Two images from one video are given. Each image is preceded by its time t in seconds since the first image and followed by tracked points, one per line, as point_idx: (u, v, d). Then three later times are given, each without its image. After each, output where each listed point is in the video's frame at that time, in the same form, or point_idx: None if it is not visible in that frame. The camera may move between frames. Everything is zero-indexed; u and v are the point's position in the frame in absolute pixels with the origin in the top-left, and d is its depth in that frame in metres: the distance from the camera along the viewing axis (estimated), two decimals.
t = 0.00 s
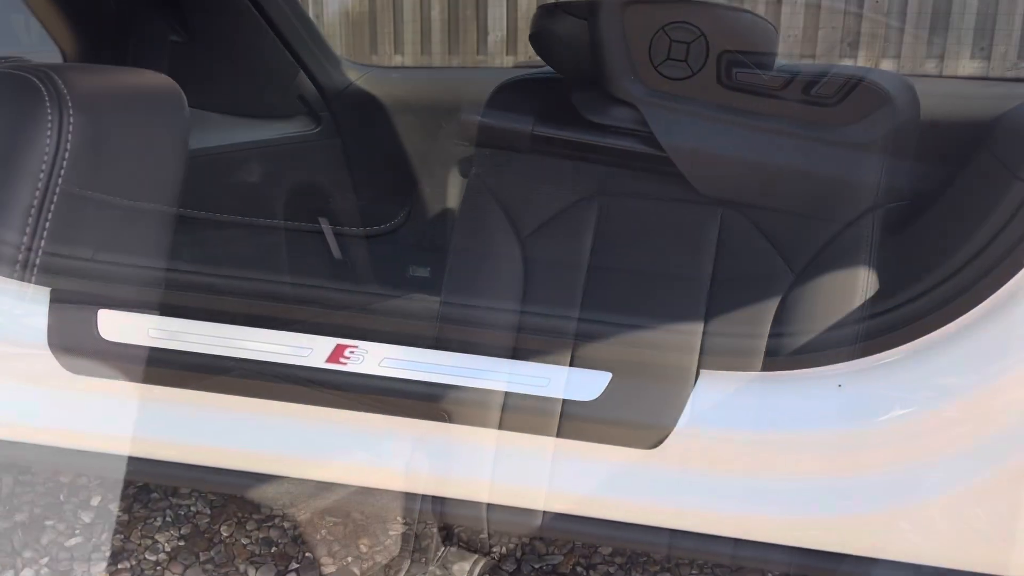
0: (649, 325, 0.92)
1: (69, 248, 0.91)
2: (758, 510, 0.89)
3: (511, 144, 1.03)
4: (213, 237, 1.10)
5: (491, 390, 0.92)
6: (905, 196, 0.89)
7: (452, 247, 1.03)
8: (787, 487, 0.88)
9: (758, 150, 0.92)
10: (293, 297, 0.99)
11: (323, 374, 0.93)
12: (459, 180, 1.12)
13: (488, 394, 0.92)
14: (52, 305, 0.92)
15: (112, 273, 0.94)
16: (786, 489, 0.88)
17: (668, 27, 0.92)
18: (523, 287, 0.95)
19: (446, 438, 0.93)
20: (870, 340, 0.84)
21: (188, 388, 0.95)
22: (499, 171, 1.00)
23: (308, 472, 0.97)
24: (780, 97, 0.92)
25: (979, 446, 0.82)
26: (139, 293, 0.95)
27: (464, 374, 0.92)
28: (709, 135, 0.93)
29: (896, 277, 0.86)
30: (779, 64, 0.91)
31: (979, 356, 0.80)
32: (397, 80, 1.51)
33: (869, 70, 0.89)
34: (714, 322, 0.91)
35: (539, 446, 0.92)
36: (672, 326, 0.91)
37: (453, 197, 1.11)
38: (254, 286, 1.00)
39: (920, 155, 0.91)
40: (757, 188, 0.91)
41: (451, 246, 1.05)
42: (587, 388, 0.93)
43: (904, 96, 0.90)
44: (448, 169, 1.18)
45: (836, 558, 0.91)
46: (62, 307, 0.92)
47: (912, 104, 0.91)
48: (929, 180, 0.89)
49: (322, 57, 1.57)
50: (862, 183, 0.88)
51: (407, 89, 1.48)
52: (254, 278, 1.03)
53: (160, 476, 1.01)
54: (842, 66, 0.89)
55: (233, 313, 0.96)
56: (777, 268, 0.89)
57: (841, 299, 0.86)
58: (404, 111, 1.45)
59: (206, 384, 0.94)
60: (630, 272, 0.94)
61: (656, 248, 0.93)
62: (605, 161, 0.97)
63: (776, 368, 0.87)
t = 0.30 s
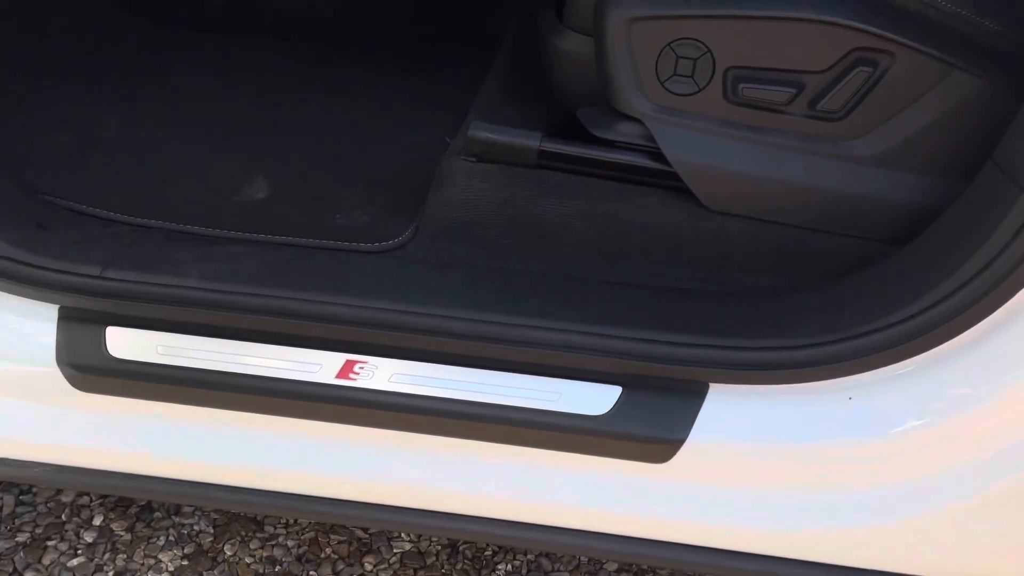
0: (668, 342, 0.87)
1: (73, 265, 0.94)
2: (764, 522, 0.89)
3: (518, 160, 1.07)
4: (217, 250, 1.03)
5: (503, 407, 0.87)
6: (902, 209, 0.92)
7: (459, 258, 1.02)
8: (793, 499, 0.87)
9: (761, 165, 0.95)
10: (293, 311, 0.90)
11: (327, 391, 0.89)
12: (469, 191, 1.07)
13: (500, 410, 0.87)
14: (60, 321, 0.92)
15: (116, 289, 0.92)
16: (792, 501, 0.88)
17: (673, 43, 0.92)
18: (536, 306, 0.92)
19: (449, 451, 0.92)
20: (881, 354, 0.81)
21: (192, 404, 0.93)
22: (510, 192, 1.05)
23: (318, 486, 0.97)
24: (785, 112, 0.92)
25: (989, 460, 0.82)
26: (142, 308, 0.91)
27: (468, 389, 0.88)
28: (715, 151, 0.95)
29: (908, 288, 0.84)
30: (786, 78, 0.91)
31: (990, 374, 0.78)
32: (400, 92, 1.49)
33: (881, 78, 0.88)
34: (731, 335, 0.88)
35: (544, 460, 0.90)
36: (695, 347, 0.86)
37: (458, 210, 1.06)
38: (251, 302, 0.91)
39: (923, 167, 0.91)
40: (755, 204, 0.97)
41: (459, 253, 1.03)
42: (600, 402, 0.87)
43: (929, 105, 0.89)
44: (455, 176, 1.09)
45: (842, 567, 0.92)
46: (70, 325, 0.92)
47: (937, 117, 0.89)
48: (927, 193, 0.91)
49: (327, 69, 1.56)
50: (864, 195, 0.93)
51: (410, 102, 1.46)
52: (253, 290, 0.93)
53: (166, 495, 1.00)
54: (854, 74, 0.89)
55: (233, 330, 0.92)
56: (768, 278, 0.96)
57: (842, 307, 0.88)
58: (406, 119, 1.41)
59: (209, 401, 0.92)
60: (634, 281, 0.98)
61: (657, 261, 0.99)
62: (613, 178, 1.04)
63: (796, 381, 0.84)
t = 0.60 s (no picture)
0: (672, 355, 0.87)
1: (69, 280, 0.94)
2: (769, 535, 0.89)
3: (520, 174, 1.09)
4: (218, 266, 1.02)
5: (506, 420, 0.87)
6: (902, 219, 0.93)
7: (459, 271, 1.01)
8: (799, 512, 0.87)
9: (761, 178, 0.95)
10: (295, 327, 0.90)
11: (328, 406, 0.89)
12: (471, 204, 1.08)
13: (502, 423, 0.87)
14: (57, 336, 0.92)
15: (116, 305, 0.92)
16: (797, 515, 0.87)
17: (673, 57, 0.93)
18: (540, 320, 0.91)
19: (451, 466, 0.91)
20: (886, 365, 0.80)
21: (193, 421, 0.92)
22: (512, 205, 1.07)
23: (320, 503, 0.96)
24: (785, 125, 0.93)
25: (994, 471, 0.82)
26: (142, 324, 0.91)
27: (471, 403, 0.88)
28: (715, 164, 0.96)
29: (912, 297, 0.84)
30: (786, 91, 0.91)
31: (996, 383, 0.78)
32: (399, 108, 1.50)
33: (881, 91, 0.89)
34: (736, 347, 0.88)
35: (547, 474, 0.90)
36: (699, 360, 0.86)
37: (459, 223, 1.07)
38: (252, 317, 0.90)
39: (922, 178, 0.92)
40: (757, 216, 0.98)
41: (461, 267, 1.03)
42: (603, 415, 0.87)
43: (929, 118, 0.89)
44: (457, 190, 1.10)
45: None
46: (68, 342, 0.92)
47: (938, 129, 0.89)
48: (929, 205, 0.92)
49: (325, 86, 1.57)
50: (862, 206, 0.94)
51: (408, 117, 1.47)
52: (255, 305, 0.92)
53: (164, 514, 0.99)
54: (854, 87, 0.89)
55: (234, 345, 0.92)
56: (771, 290, 0.96)
57: (844, 318, 0.89)
58: (405, 134, 1.41)
59: (210, 418, 0.91)
60: (637, 294, 0.96)
61: (660, 274, 0.99)
62: (613, 190, 1.06)
63: (800, 392, 0.83)
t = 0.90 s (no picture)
0: (671, 370, 0.87)
1: (62, 301, 0.93)
2: (771, 552, 0.88)
3: (516, 192, 1.09)
4: (212, 285, 1.01)
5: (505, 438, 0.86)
6: (895, 232, 0.94)
7: (456, 288, 1.00)
8: (800, 527, 0.87)
9: (756, 193, 0.96)
10: (292, 346, 0.89)
11: (325, 426, 0.88)
12: (466, 222, 1.07)
13: (501, 441, 0.86)
14: (50, 357, 0.91)
15: (111, 325, 0.91)
16: (799, 530, 0.87)
17: (668, 74, 0.93)
18: (538, 336, 0.91)
19: (450, 486, 0.90)
20: (886, 377, 0.81)
21: (190, 443, 0.91)
22: (507, 223, 1.06)
23: (316, 524, 0.94)
24: (780, 141, 0.94)
25: (995, 483, 0.82)
26: (139, 345, 0.90)
27: (470, 422, 0.87)
28: (711, 181, 0.96)
29: (911, 309, 0.84)
30: (780, 108, 0.92)
31: (996, 392, 0.78)
32: (393, 127, 1.50)
33: (874, 106, 0.90)
34: (734, 362, 0.87)
35: (547, 492, 0.89)
36: (699, 375, 0.86)
37: (455, 241, 1.06)
38: (249, 335, 0.90)
39: (913, 192, 0.93)
40: (752, 232, 0.98)
41: (456, 284, 1.01)
42: (604, 433, 0.86)
43: (922, 132, 0.90)
44: (452, 209, 1.09)
45: None
46: (62, 364, 0.91)
47: (931, 143, 0.90)
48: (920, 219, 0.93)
49: (318, 106, 1.57)
50: (856, 221, 0.94)
51: (402, 137, 1.47)
52: (251, 324, 0.92)
53: (158, 538, 0.97)
54: (848, 103, 0.90)
55: (230, 365, 0.91)
56: (769, 305, 0.96)
57: (843, 332, 0.88)
58: (399, 153, 1.41)
59: (205, 439, 0.90)
60: (636, 310, 0.96)
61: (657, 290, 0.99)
62: (609, 207, 1.06)
63: (799, 406, 0.83)
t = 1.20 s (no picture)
0: (659, 399, 0.85)
1: (38, 334, 0.91)
2: None
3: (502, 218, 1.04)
4: (191, 316, 1.00)
5: (491, 469, 0.84)
6: (881, 256, 0.94)
7: (442, 317, 1.00)
8: (794, 558, 0.85)
9: (741, 218, 0.95)
10: (274, 377, 0.87)
11: (307, 459, 0.86)
12: (452, 251, 1.04)
13: (487, 472, 0.84)
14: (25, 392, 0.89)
15: (89, 359, 0.89)
16: (793, 560, 0.85)
17: (651, 100, 0.93)
18: (524, 365, 0.90)
19: (435, 519, 0.88)
20: (876, 403, 0.80)
21: (169, 479, 0.89)
22: (493, 249, 1.03)
23: (299, 560, 0.92)
24: (763, 166, 0.93)
25: (989, 508, 0.80)
26: (117, 379, 0.88)
27: (455, 453, 0.85)
28: (696, 206, 0.96)
29: (899, 333, 0.84)
30: (763, 133, 0.92)
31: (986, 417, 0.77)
32: (377, 154, 1.49)
33: (857, 131, 0.90)
34: (723, 389, 0.86)
35: (536, 524, 0.87)
36: (689, 403, 0.85)
37: (440, 270, 1.03)
38: (229, 367, 0.88)
39: (898, 216, 0.93)
40: (739, 258, 0.98)
41: (442, 313, 1.01)
42: (592, 463, 0.85)
43: (905, 156, 0.90)
44: (437, 235, 1.05)
45: None
46: (38, 399, 0.88)
47: (915, 167, 0.90)
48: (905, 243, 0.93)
49: (301, 133, 1.56)
50: (842, 245, 0.94)
51: (386, 163, 1.46)
52: (230, 356, 0.90)
53: None
54: (831, 128, 0.90)
55: (209, 398, 0.89)
56: (756, 330, 0.96)
57: (832, 358, 0.88)
58: (383, 180, 1.40)
59: (184, 474, 0.88)
60: (623, 337, 0.96)
61: (644, 316, 0.98)
62: (597, 233, 1.02)
63: (789, 433, 0.82)
